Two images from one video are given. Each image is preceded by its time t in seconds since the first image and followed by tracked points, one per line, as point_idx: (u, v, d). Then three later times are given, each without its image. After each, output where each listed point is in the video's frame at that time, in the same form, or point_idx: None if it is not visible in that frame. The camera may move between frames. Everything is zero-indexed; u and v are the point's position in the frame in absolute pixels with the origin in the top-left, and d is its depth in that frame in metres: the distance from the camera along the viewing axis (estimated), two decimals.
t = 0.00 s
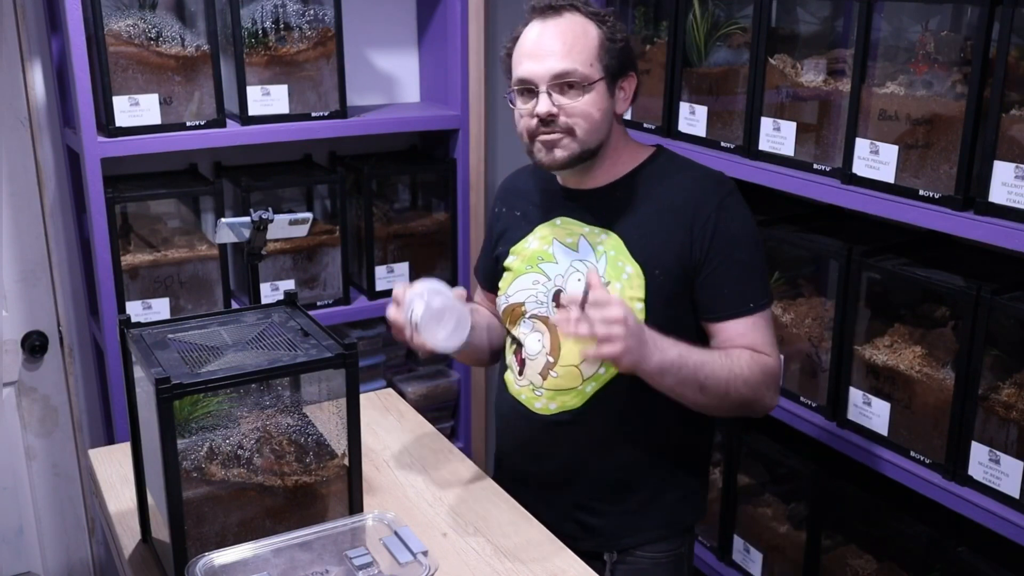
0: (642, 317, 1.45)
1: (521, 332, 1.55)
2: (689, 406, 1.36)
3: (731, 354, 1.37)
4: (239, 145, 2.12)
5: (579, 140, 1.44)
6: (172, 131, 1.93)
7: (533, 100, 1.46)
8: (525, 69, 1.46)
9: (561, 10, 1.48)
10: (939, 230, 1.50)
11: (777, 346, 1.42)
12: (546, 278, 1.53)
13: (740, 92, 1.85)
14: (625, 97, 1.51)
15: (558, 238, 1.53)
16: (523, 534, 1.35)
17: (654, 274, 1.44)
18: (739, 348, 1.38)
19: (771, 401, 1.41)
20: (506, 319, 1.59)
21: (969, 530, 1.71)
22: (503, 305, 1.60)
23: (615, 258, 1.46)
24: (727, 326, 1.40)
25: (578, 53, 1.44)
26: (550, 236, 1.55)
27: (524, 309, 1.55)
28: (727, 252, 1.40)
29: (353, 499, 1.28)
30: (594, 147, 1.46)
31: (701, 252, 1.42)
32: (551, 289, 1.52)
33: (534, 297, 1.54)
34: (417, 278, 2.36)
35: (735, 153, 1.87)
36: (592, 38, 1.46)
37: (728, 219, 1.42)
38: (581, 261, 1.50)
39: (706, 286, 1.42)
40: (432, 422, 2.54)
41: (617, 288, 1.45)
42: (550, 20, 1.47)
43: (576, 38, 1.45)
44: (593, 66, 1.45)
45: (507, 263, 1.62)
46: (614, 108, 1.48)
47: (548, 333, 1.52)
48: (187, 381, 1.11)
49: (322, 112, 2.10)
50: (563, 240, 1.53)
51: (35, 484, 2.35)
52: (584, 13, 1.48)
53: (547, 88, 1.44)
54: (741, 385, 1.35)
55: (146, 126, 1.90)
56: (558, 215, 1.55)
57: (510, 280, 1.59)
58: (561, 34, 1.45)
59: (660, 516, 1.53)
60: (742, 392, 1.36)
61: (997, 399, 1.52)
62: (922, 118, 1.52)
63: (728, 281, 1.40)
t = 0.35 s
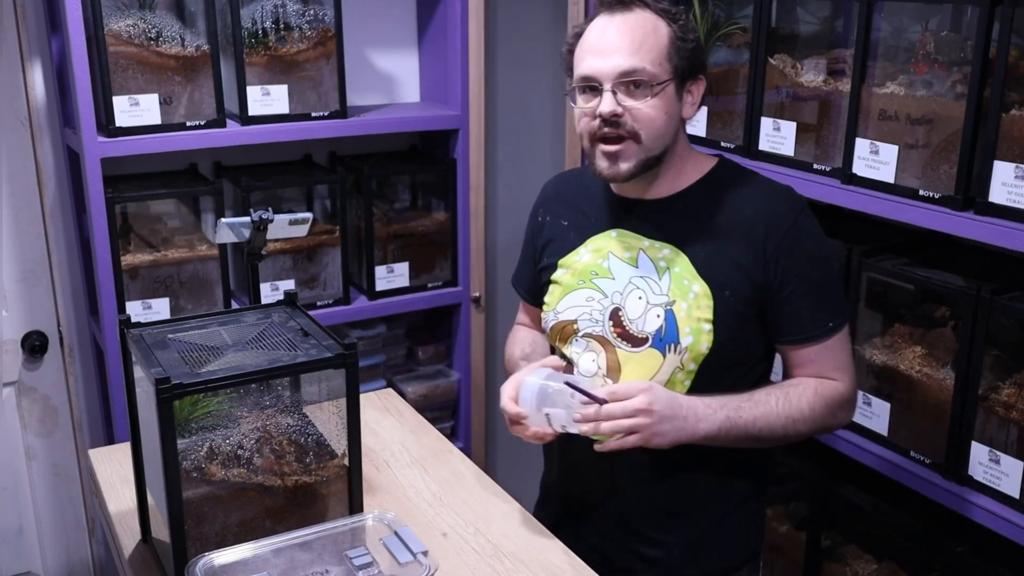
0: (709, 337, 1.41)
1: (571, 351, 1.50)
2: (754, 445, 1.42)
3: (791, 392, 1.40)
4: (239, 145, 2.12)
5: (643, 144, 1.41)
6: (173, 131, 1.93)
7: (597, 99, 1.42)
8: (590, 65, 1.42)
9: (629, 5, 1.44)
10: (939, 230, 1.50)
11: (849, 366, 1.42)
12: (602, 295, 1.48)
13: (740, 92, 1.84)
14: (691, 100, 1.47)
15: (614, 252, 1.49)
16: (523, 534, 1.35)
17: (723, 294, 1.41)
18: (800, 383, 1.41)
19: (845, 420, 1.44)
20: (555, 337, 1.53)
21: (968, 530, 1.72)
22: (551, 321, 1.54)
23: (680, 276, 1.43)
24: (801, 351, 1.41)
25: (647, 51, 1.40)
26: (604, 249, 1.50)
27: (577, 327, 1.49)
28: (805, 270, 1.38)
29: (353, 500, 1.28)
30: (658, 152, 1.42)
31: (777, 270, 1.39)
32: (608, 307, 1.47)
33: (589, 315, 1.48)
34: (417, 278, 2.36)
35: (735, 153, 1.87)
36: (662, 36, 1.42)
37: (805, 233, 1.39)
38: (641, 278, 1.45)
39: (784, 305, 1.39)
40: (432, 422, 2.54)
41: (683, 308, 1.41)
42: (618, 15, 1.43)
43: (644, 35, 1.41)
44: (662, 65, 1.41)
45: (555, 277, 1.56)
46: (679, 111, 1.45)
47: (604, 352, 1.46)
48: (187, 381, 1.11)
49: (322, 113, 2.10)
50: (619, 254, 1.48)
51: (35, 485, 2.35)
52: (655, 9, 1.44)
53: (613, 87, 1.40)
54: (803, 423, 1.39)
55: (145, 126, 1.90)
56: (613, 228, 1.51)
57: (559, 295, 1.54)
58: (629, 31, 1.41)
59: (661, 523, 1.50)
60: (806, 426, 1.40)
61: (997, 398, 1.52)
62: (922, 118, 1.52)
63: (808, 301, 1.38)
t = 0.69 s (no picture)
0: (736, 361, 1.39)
1: (595, 364, 1.50)
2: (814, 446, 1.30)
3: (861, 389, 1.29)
4: (238, 145, 2.12)
5: (676, 150, 1.40)
6: (173, 131, 1.93)
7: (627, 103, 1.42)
8: (622, 67, 1.42)
9: (662, 7, 1.43)
10: (939, 230, 1.50)
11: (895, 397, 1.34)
12: (630, 309, 1.47)
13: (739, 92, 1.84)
14: (729, 107, 1.45)
15: (644, 265, 1.47)
16: (523, 534, 1.35)
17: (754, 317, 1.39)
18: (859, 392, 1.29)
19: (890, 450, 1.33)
20: (581, 347, 1.54)
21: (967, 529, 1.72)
22: (577, 331, 1.55)
23: (709, 295, 1.41)
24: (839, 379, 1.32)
25: (680, 54, 1.39)
26: (635, 261, 1.49)
27: (604, 338, 1.49)
28: (843, 296, 1.31)
29: (353, 500, 1.28)
30: (691, 159, 1.40)
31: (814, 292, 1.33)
32: (634, 322, 1.46)
33: (614, 328, 1.48)
34: (417, 278, 2.36)
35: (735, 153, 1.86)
36: (696, 40, 1.41)
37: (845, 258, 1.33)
38: (670, 295, 1.44)
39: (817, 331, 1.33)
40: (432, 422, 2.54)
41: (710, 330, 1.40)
42: (651, 18, 1.42)
43: (678, 38, 1.40)
44: (696, 69, 1.40)
45: (582, 284, 1.56)
46: (715, 117, 1.43)
47: (626, 368, 1.46)
48: (187, 381, 1.11)
49: (322, 112, 2.10)
50: (649, 267, 1.47)
51: (35, 485, 2.35)
52: (690, 12, 1.43)
53: (644, 90, 1.40)
54: (869, 425, 1.28)
55: (145, 126, 1.90)
56: (644, 238, 1.49)
57: (585, 305, 1.54)
58: (661, 33, 1.40)
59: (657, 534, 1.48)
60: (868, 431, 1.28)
61: (997, 398, 1.52)
62: (922, 118, 1.52)
63: (844, 328, 1.31)
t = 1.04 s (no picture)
0: (715, 381, 1.39)
1: (587, 360, 1.53)
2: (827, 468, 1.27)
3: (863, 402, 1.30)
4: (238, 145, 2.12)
5: (673, 163, 1.36)
6: (172, 131, 1.93)
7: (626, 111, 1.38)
8: (622, 74, 1.38)
9: (668, 11, 1.38)
10: (939, 231, 1.50)
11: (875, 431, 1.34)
12: (621, 312, 1.48)
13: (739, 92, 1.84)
14: (735, 117, 1.41)
15: (642, 269, 1.48)
16: (523, 534, 1.35)
17: (737, 338, 1.38)
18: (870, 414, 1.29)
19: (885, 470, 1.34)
20: (579, 341, 1.56)
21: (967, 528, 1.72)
22: (576, 324, 1.57)
23: (697, 310, 1.40)
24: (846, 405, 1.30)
25: (682, 64, 1.35)
26: (635, 263, 1.49)
27: (596, 336, 1.51)
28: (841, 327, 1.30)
29: (353, 500, 1.28)
30: (689, 172, 1.37)
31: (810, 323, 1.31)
32: (624, 325, 1.47)
33: (605, 329, 1.50)
34: (417, 278, 2.36)
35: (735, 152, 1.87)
36: (701, 48, 1.36)
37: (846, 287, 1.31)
38: (659, 303, 1.44)
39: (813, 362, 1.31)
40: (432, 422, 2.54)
41: (692, 346, 1.40)
42: (656, 22, 1.38)
43: (681, 46, 1.36)
44: (698, 79, 1.35)
45: (589, 279, 1.57)
46: (718, 128, 1.39)
47: (610, 371, 1.48)
48: (187, 381, 1.11)
49: (322, 112, 2.10)
50: (646, 272, 1.47)
51: (35, 485, 2.35)
52: (697, 18, 1.38)
53: (642, 100, 1.36)
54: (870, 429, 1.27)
55: (145, 125, 1.90)
56: (647, 242, 1.49)
57: (586, 301, 1.56)
58: (664, 41, 1.36)
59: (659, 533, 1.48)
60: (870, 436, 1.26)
61: (997, 398, 1.52)
62: (922, 118, 1.52)
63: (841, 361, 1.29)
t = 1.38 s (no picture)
0: (687, 374, 1.39)
1: (570, 359, 1.54)
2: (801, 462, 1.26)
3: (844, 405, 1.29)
4: (238, 145, 2.12)
5: (646, 163, 1.39)
6: (172, 131, 1.93)
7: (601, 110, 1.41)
8: (599, 74, 1.40)
9: (647, 13, 1.41)
10: (938, 230, 1.50)
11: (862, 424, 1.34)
12: (601, 308, 1.51)
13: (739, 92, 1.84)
14: (710, 119, 1.44)
15: (619, 266, 1.50)
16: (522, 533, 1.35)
17: (707, 328, 1.39)
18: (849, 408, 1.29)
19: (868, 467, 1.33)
20: (564, 342, 1.59)
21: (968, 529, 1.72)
22: (562, 324, 1.59)
23: (671, 304, 1.42)
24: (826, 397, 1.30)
25: (658, 66, 1.37)
26: (613, 262, 1.51)
27: (576, 335, 1.54)
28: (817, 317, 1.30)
29: (353, 500, 1.28)
30: (662, 173, 1.40)
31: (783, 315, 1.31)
32: (603, 322, 1.49)
33: (586, 326, 1.52)
34: (417, 278, 2.36)
35: (735, 153, 1.87)
36: (677, 51, 1.39)
37: (818, 278, 1.32)
38: (635, 299, 1.46)
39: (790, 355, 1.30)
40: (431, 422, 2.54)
41: (666, 338, 1.41)
42: (635, 24, 1.40)
43: (658, 48, 1.38)
44: (672, 81, 1.38)
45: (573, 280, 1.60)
46: (692, 130, 1.41)
47: (592, 368, 1.49)
48: (187, 381, 1.11)
49: (322, 112, 2.10)
50: (623, 270, 1.49)
51: (35, 485, 2.35)
52: (675, 21, 1.41)
53: (618, 100, 1.38)
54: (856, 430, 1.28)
55: (145, 125, 1.90)
56: (625, 241, 1.51)
57: (571, 301, 1.58)
58: (642, 42, 1.38)
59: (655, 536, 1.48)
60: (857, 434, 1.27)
61: (997, 398, 1.52)
62: (922, 118, 1.52)
63: (814, 352, 1.29)
